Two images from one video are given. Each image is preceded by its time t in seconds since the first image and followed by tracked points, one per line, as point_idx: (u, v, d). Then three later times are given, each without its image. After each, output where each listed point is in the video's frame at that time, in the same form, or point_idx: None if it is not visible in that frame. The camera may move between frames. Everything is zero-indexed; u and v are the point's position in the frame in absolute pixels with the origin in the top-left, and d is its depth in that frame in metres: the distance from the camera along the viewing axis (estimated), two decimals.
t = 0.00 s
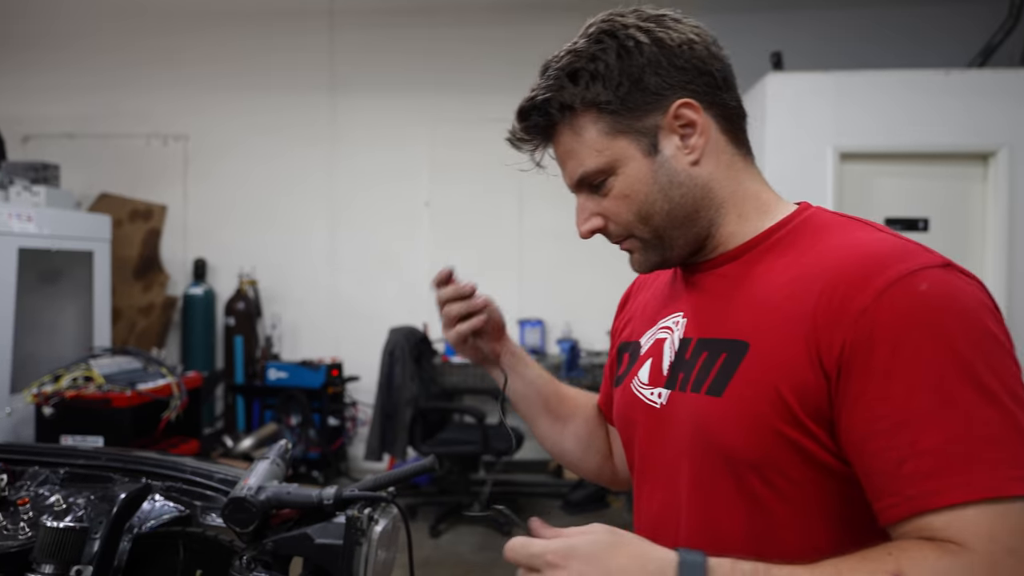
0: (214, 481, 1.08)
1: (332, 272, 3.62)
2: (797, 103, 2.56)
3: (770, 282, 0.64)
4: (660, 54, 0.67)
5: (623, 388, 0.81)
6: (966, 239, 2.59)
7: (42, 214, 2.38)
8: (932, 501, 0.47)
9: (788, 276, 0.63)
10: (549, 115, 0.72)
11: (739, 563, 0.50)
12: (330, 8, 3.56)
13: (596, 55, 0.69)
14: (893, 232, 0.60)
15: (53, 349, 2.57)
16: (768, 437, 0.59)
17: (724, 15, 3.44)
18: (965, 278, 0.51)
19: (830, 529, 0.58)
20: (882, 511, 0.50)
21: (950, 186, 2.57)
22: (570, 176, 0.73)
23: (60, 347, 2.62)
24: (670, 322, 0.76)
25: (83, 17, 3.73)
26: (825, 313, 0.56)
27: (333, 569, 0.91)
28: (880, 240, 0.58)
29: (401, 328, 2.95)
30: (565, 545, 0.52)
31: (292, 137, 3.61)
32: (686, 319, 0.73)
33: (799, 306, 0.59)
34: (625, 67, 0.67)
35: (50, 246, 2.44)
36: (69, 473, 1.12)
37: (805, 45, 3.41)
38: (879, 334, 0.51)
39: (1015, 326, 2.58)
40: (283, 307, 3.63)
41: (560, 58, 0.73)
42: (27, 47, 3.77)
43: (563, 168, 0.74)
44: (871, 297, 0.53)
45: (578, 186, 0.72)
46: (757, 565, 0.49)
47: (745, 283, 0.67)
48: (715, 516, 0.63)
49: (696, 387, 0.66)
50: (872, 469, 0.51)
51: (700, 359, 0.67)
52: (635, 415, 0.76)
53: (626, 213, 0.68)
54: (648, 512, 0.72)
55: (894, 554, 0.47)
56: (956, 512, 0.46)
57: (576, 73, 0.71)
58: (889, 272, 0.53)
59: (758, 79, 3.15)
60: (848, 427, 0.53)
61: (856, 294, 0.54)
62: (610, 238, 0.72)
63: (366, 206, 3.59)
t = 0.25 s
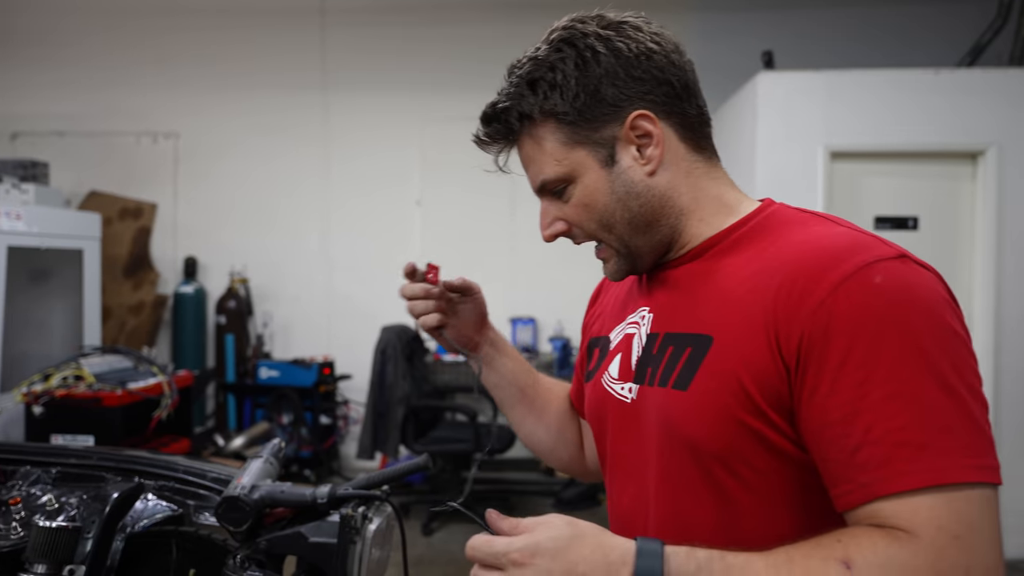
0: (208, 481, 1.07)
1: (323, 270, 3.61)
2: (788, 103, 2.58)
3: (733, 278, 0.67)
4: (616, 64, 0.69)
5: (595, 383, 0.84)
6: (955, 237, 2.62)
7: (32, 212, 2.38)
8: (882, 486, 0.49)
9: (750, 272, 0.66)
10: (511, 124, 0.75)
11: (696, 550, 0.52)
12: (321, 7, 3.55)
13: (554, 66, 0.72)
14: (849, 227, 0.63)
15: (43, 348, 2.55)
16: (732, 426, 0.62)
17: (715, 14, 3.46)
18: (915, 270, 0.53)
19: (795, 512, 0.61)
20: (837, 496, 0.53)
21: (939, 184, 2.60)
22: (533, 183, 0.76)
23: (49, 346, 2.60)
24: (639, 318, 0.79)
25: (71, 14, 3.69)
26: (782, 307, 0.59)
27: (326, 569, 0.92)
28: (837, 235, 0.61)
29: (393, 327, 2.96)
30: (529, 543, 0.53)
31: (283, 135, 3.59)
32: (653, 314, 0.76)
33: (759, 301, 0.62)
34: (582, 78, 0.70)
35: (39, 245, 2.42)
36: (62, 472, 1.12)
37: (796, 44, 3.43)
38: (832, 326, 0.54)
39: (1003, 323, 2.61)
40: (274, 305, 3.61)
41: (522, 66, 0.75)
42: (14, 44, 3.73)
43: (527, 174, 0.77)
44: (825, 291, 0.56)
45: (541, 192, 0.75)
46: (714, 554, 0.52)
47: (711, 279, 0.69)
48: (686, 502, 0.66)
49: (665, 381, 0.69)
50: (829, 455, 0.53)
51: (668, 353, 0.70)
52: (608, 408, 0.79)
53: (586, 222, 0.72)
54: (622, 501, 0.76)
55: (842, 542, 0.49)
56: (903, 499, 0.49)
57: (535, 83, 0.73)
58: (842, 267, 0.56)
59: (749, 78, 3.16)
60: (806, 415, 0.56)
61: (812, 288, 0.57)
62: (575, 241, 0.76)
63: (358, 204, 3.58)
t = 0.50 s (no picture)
0: (205, 483, 1.10)
1: (317, 271, 3.60)
2: (782, 105, 2.59)
3: (713, 275, 0.69)
4: (598, 65, 0.71)
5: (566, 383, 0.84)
6: (947, 238, 2.64)
7: (25, 212, 2.36)
8: (866, 470, 0.51)
9: (730, 269, 0.67)
10: (491, 123, 0.76)
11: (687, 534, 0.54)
12: (315, 8, 3.54)
13: (534, 68, 0.73)
14: (819, 225, 0.66)
15: (35, 349, 2.53)
16: (716, 419, 0.63)
17: (709, 17, 3.48)
18: (889, 265, 0.57)
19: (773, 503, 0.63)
20: (820, 483, 0.54)
21: (932, 186, 2.62)
22: (512, 184, 0.77)
23: (41, 346, 2.58)
24: (612, 317, 0.80)
25: (63, 13, 3.67)
26: (765, 301, 0.61)
27: (324, 570, 0.92)
28: (812, 232, 0.64)
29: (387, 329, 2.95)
30: (525, 523, 0.55)
31: (277, 136, 3.58)
32: (629, 313, 0.77)
33: (738, 297, 0.64)
34: (564, 78, 0.72)
35: (31, 246, 2.40)
36: (57, 475, 1.11)
37: (789, 45, 3.45)
38: (817, 317, 0.56)
39: (995, 323, 2.64)
40: (268, 306, 3.60)
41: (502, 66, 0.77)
42: (5, 44, 3.70)
43: (506, 176, 0.78)
44: (808, 284, 0.58)
45: (520, 192, 0.76)
46: (704, 538, 0.53)
47: (691, 276, 0.71)
48: (667, 497, 0.67)
49: (646, 376, 0.69)
50: (813, 443, 0.55)
51: (648, 350, 0.71)
52: (582, 408, 0.79)
53: (566, 223, 0.74)
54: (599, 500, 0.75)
55: (829, 525, 0.51)
56: (883, 482, 0.51)
57: (516, 83, 0.75)
58: (823, 261, 0.58)
59: (743, 80, 3.18)
60: (790, 405, 0.57)
61: (794, 282, 0.59)
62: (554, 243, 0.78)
63: (353, 205, 3.57)
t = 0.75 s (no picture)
0: (205, 483, 1.10)
1: (314, 271, 3.60)
2: (779, 106, 2.60)
3: (703, 272, 0.71)
4: (590, 65, 0.74)
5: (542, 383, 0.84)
6: (943, 239, 2.65)
7: (21, 211, 2.36)
8: (866, 452, 0.54)
9: (720, 266, 0.70)
10: (479, 115, 0.76)
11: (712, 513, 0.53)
12: (313, 7, 3.54)
13: (526, 64, 0.75)
14: (797, 224, 0.70)
15: (32, 350, 2.52)
16: (711, 410, 0.65)
17: (706, 18, 3.49)
18: (872, 261, 0.61)
19: (762, 491, 0.65)
20: (820, 467, 0.57)
21: (928, 187, 2.63)
22: (496, 178, 0.78)
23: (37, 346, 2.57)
24: (593, 315, 0.81)
25: (59, 12, 3.65)
26: (759, 296, 0.64)
27: (325, 570, 0.92)
28: (797, 232, 0.68)
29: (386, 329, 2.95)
30: (560, 499, 0.50)
31: (274, 136, 3.58)
32: (613, 311, 0.79)
33: (731, 291, 0.67)
34: (556, 75, 0.74)
35: (28, 246, 2.39)
36: (58, 475, 1.11)
37: (786, 46, 3.46)
38: (813, 308, 0.59)
39: (991, 323, 2.65)
40: (265, 307, 3.59)
41: (491, 60, 0.78)
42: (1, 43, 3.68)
43: (489, 170, 0.79)
44: (804, 277, 0.61)
45: (504, 187, 0.77)
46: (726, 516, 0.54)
47: (681, 274, 0.74)
48: (661, 488, 0.68)
49: (639, 370, 0.71)
50: (811, 429, 0.57)
51: (640, 344, 0.73)
52: (561, 406, 0.79)
53: (551, 219, 0.75)
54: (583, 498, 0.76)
55: (842, 502, 0.53)
56: (884, 463, 0.53)
57: (507, 78, 0.76)
58: (815, 256, 0.62)
59: (739, 81, 3.19)
60: (786, 394, 0.60)
61: (789, 276, 0.63)
62: (535, 240, 0.79)
63: (351, 205, 3.57)
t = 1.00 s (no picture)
0: (206, 484, 1.08)
1: (313, 273, 3.60)
2: (778, 108, 2.61)
3: (694, 278, 0.72)
4: (578, 69, 0.74)
5: (526, 389, 0.83)
6: (942, 241, 2.66)
7: (20, 212, 2.36)
8: (863, 452, 0.55)
9: (711, 272, 0.71)
10: (467, 117, 0.76)
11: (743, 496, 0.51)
12: (312, 9, 3.54)
13: (513, 68, 0.76)
14: (781, 233, 0.72)
15: (31, 352, 2.51)
16: (705, 416, 0.66)
17: (705, 19, 3.49)
18: (857, 267, 0.63)
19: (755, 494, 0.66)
20: (819, 467, 0.57)
21: (926, 188, 2.64)
22: (480, 180, 0.77)
23: (36, 347, 2.57)
24: (578, 321, 0.81)
25: (58, 14, 3.65)
26: (751, 302, 0.66)
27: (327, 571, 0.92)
28: (784, 239, 0.70)
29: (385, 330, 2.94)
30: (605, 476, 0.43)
31: (273, 137, 3.58)
32: (600, 317, 0.79)
33: (722, 298, 0.68)
34: (545, 78, 0.74)
35: (26, 247, 2.39)
36: (58, 476, 1.10)
37: (783, 47, 3.47)
38: (806, 313, 0.60)
39: (990, 324, 2.65)
40: (263, 308, 3.59)
41: (478, 63, 0.78)
42: None
43: (472, 172, 0.78)
44: (795, 284, 0.62)
45: (488, 189, 0.77)
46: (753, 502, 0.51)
47: (669, 280, 0.74)
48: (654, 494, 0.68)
49: (633, 376, 0.71)
50: (808, 432, 0.58)
51: (632, 350, 0.73)
52: (549, 414, 0.79)
53: (536, 224, 0.75)
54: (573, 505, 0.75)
55: (853, 491, 0.53)
56: (886, 458, 0.54)
57: (495, 80, 0.76)
58: (804, 263, 0.64)
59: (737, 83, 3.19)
60: (780, 397, 0.61)
61: (780, 282, 0.64)
62: (517, 245, 0.79)
63: (350, 206, 3.57)
